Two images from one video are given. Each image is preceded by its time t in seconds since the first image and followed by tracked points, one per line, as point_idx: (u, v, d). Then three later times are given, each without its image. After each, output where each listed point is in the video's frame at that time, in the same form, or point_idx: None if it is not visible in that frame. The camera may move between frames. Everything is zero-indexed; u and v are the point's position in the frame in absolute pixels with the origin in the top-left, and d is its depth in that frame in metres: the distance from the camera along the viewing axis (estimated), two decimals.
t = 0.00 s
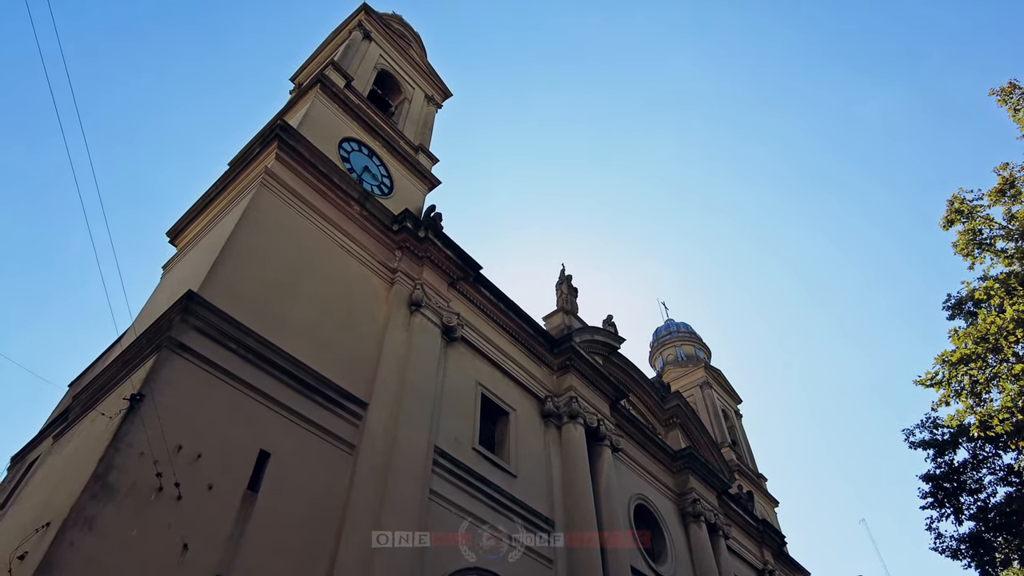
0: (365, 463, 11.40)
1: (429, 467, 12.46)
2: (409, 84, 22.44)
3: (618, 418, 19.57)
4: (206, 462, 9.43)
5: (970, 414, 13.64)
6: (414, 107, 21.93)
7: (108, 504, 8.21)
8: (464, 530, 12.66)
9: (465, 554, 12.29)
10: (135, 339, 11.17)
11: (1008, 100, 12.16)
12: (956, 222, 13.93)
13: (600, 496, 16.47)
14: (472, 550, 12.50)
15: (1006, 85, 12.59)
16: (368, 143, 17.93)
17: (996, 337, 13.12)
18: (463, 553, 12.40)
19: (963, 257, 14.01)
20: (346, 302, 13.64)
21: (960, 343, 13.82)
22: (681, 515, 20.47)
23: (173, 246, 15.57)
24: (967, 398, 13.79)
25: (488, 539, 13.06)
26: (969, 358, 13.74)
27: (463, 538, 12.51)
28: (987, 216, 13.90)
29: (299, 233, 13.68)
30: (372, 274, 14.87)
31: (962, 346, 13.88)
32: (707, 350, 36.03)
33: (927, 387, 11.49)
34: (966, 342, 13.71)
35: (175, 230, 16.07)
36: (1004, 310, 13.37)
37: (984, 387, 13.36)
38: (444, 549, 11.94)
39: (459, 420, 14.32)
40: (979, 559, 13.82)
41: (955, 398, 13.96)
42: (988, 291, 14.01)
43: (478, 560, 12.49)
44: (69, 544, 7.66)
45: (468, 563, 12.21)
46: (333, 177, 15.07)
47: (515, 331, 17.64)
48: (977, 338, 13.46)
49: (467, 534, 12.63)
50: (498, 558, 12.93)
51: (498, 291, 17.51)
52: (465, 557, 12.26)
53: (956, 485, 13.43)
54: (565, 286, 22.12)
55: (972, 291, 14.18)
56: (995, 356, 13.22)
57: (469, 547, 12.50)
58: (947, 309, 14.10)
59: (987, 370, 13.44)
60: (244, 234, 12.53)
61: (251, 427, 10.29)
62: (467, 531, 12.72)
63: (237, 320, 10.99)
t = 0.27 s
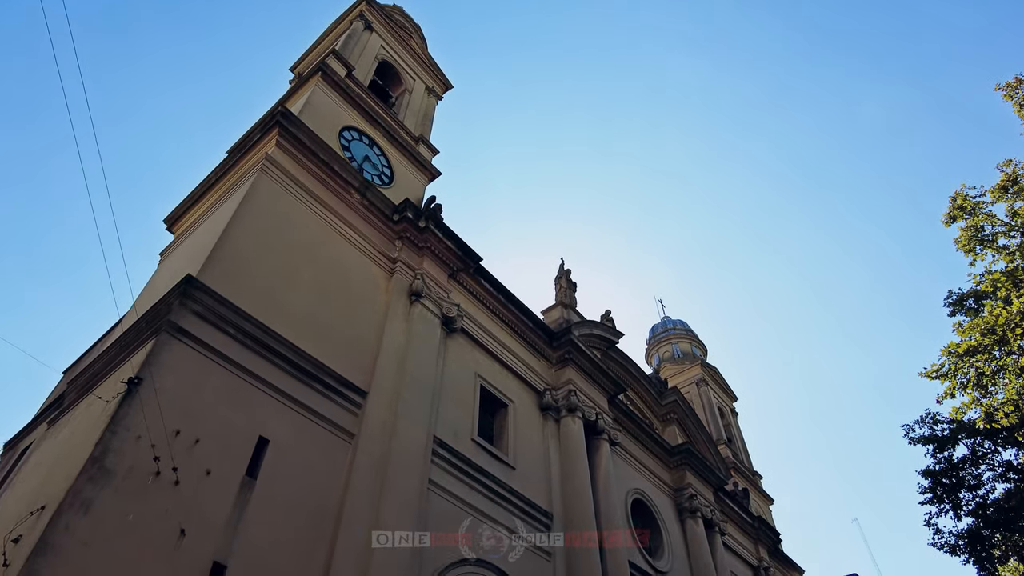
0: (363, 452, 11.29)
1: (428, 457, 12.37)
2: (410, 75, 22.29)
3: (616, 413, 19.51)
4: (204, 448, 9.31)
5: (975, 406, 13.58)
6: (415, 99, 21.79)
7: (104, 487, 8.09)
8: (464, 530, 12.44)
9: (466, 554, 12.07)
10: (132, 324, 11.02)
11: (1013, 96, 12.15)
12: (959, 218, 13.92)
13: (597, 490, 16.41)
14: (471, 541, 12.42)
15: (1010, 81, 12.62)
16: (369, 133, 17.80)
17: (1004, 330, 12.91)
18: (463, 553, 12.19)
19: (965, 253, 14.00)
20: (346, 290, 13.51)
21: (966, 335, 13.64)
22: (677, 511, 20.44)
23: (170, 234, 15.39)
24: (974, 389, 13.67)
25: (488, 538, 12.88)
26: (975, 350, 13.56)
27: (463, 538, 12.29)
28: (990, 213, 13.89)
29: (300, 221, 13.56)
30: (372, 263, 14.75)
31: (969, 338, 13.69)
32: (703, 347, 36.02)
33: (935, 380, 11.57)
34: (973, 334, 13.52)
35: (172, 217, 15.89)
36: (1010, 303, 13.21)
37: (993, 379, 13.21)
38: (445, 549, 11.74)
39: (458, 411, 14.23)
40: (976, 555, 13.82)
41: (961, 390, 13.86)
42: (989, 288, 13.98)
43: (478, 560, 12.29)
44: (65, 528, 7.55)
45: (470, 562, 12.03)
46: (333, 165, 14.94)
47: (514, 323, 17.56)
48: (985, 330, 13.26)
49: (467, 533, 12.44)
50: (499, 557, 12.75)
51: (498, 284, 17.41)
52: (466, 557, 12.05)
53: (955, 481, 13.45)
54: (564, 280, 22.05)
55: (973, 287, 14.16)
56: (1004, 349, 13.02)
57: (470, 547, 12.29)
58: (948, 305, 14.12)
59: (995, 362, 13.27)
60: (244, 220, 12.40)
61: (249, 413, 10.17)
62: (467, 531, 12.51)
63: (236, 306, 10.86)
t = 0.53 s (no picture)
0: (361, 430, 11.22)
1: (425, 436, 12.31)
2: (408, 54, 21.98)
3: (612, 396, 19.51)
4: (200, 423, 9.20)
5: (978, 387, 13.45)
6: (412, 77, 21.51)
7: (99, 460, 7.98)
8: (464, 530, 12.21)
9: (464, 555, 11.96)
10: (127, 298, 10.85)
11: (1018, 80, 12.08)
12: (959, 204, 13.90)
13: (593, 471, 16.43)
14: (467, 520, 12.40)
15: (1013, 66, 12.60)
16: (366, 110, 17.55)
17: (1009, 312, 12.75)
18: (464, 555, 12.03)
19: (965, 239, 13.99)
20: (343, 268, 13.36)
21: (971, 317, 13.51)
22: (670, 493, 20.53)
23: (164, 209, 15.15)
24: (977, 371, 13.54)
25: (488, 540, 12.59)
26: (978, 332, 13.42)
27: (463, 538, 12.06)
28: (991, 199, 13.87)
29: (297, 197, 13.37)
30: (369, 242, 14.59)
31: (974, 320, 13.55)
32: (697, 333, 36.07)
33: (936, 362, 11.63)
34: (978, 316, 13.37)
35: (166, 193, 15.64)
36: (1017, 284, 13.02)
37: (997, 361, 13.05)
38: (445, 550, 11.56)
39: (455, 391, 14.16)
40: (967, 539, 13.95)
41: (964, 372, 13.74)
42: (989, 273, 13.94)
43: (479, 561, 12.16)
44: (59, 501, 7.44)
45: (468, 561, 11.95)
46: (331, 141, 14.73)
47: (511, 305, 17.46)
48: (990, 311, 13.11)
49: (467, 534, 12.18)
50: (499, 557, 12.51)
51: (496, 265, 17.29)
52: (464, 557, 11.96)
53: (948, 465, 13.55)
54: (561, 263, 21.96)
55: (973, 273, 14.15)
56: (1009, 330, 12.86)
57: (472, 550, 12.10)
58: (947, 291, 14.14)
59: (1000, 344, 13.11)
60: (240, 195, 12.20)
61: (246, 389, 10.06)
62: (467, 531, 12.25)
63: (233, 282, 10.71)
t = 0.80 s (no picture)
0: (359, 402, 11.17)
1: (423, 410, 12.28)
2: (406, 26, 21.63)
3: (608, 374, 19.53)
4: (198, 391, 9.12)
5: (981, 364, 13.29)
6: (410, 51, 21.19)
7: (96, 427, 7.89)
8: (465, 532, 12.55)
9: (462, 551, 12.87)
10: (121, 266, 10.69)
11: None
12: (961, 184, 13.88)
13: (588, 448, 16.49)
14: (464, 493, 12.42)
15: (1019, 44, 12.55)
16: (364, 83, 17.28)
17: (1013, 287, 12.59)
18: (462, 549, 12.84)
19: (964, 219, 13.97)
20: (341, 240, 13.21)
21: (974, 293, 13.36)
22: (664, 471, 20.67)
23: (159, 180, 14.92)
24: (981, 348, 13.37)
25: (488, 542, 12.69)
26: (982, 308, 13.25)
27: (462, 539, 12.64)
28: (992, 180, 13.84)
29: (294, 168, 13.17)
30: (367, 215, 14.42)
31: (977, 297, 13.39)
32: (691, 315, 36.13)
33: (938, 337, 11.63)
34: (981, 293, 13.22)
35: (161, 163, 15.39)
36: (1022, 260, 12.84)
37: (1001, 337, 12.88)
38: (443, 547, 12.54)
39: (453, 366, 14.11)
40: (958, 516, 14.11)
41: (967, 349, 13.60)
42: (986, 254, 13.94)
43: (477, 557, 13.06)
44: (55, 467, 7.35)
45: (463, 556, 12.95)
46: (329, 112, 14.50)
47: (509, 282, 17.38)
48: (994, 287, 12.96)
49: (466, 536, 12.65)
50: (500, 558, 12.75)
51: (494, 241, 17.17)
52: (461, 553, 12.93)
53: (942, 444, 13.66)
54: (558, 241, 21.85)
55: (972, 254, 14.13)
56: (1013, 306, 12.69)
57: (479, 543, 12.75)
58: (945, 271, 14.16)
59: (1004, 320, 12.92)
60: (237, 164, 12.00)
61: (243, 359, 9.96)
62: (469, 533, 12.62)
63: (230, 251, 10.56)
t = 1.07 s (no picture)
0: (357, 368, 11.08)
1: (421, 376, 12.22)
2: None
3: (604, 345, 19.51)
4: (194, 354, 8.99)
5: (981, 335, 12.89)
6: (408, 14, 20.67)
7: (91, 388, 7.76)
8: (465, 530, 13.00)
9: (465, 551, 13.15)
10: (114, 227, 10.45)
11: None
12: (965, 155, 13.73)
13: (584, 417, 16.53)
14: (462, 460, 12.43)
15: None
16: (361, 45, 16.86)
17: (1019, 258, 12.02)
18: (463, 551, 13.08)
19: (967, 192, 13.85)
20: (338, 205, 12.98)
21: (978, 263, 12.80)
22: (658, 441, 20.80)
23: (151, 142, 14.57)
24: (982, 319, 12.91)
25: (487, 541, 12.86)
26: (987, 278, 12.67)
27: (463, 537, 13.02)
28: (997, 152, 13.69)
29: (290, 130, 12.87)
30: (364, 180, 14.17)
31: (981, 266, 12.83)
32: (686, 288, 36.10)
33: (942, 308, 11.57)
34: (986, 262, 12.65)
35: (153, 125, 15.02)
36: None
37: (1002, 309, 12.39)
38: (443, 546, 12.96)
39: (450, 333, 14.02)
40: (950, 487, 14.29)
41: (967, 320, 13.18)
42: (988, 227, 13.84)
43: (477, 560, 13.17)
44: (50, 427, 7.24)
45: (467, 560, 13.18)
46: (325, 74, 14.14)
47: (507, 251, 17.21)
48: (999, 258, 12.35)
49: (466, 534, 13.00)
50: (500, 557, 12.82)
51: (492, 210, 16.96)
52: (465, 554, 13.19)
53: (937, 416, 13.75)
54: (556, 211, 21.64)
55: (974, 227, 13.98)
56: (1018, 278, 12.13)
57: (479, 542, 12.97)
58: (947, 245, 14.10)
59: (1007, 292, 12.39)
60: (232, 125, 11.70)
61: (240, 322, 9.82)
62: (467, 531, 13.03)
63: (226, 213, 10.34)
